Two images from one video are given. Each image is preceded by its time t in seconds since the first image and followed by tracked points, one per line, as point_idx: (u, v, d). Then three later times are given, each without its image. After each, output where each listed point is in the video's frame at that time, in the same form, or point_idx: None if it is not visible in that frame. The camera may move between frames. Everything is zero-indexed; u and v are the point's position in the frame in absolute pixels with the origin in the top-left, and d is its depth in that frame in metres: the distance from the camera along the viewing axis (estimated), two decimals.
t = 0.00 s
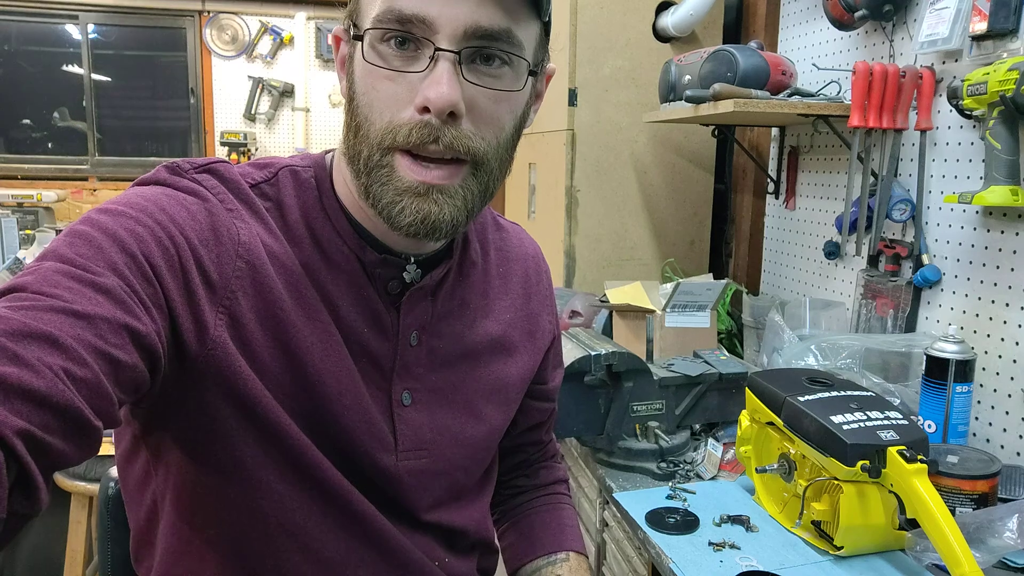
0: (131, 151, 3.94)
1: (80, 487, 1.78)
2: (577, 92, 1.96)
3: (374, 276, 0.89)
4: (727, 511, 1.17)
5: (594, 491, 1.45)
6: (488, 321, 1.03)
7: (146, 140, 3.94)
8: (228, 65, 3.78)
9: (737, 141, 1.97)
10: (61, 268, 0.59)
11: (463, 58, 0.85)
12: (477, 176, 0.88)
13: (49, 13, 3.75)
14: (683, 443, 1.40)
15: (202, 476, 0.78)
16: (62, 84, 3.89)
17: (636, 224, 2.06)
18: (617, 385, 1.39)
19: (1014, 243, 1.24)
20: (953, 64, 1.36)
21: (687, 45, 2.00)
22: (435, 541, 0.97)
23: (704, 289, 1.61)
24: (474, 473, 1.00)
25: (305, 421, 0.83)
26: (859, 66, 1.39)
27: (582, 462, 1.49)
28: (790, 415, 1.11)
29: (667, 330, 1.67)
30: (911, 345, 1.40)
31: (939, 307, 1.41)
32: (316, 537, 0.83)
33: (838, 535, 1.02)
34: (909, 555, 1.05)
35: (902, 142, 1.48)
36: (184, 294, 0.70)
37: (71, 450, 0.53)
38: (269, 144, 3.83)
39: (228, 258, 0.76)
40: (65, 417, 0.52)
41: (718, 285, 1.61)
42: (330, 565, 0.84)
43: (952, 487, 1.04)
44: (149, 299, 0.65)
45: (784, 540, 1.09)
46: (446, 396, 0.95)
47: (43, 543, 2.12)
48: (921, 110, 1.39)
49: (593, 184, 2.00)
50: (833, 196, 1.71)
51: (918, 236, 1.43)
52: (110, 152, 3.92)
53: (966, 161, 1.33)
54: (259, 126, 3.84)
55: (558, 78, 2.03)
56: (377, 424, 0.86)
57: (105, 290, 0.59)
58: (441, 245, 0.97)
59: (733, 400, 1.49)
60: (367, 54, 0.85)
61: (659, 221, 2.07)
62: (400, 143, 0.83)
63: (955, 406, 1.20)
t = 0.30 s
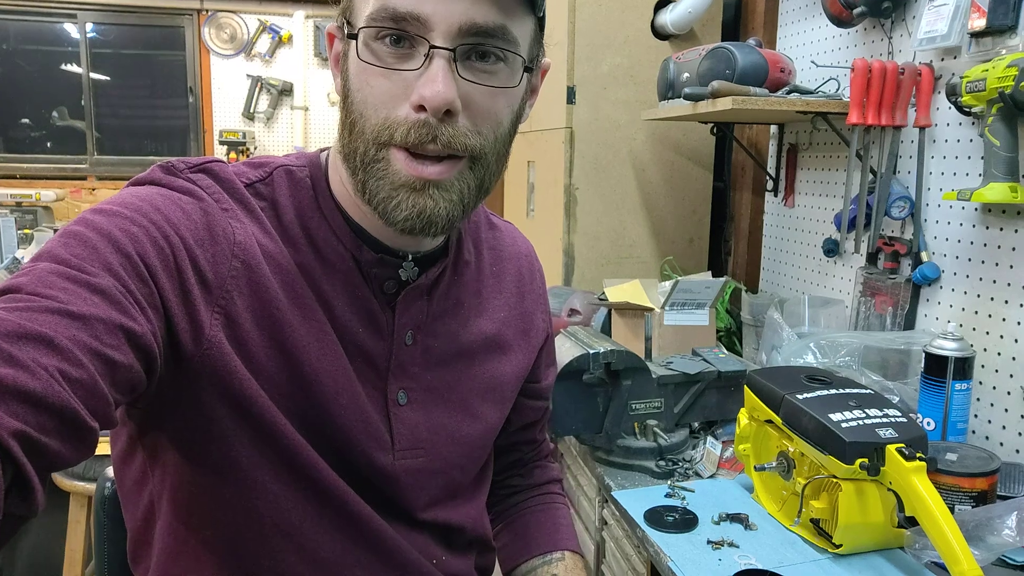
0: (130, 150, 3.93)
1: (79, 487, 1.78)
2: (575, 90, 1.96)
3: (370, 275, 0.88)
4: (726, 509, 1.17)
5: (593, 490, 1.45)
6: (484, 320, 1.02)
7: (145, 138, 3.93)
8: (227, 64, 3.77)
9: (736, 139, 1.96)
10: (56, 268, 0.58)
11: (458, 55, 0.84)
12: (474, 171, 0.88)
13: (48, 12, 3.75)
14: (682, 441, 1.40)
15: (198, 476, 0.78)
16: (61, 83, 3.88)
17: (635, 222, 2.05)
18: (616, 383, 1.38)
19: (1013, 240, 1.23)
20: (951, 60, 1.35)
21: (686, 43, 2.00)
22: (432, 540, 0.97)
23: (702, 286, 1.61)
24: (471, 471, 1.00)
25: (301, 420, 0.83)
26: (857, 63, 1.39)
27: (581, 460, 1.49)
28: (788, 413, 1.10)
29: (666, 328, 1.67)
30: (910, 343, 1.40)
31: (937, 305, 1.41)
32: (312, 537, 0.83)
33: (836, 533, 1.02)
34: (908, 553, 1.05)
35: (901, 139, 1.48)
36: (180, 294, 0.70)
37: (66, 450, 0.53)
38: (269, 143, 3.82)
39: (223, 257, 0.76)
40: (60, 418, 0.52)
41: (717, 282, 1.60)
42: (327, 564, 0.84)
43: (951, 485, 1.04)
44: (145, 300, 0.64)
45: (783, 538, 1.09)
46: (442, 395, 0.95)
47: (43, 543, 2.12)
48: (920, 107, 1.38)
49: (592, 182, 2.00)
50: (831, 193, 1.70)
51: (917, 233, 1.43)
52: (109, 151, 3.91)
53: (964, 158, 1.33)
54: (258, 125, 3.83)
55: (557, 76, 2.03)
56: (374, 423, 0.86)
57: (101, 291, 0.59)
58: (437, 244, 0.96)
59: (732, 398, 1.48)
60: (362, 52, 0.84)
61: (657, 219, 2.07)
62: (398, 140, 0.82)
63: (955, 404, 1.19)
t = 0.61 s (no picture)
0: (130, 147, 3.93)
1: (77, 485, 1.78)
2: (576, 89, 1.96)
3: (370, 274, 0.88)
4: (725, 510, 1.17)
5: (592, 489, 1.45)
6: (483, 319, 1.02)
7: (145, 136, 3.93)
8: (227, 61, 3.77)
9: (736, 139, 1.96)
10: (56, 268, 0.58)
11: (459, 54, 0.84)
12: (476, 167, 0.88)
13: (48, 9, 3.74)
14: (681, 441, 1.40)
15: (198, 476, 0.78)
16: (61, 80, 3.87)
17: (635, 222, 2.05)
18: (615, 382, 1.38)
19: (1013, 241, 1.23)
20: (952, 61, 1.35)
21: (687, 42, 1.99)
22: (431, 539, 0.97)
23: (703, 286, 1.61)
24: (470, 471, 0.99)
25: (301, 419, 0.83)
26: (858, 63, 1.39)
27: (580, 460, 1.49)
28: (788, 414, 1.10)
29: (666, 328, 1.67)
30: (910, 343, 1.40)
31: (937, 306, 1.41)
32: (311, 536, 0.83)
33: (836, 534, 1.02)
34: (907, 553, 1.04)
35: (901, 139, 1.48)
36: (180, 294, 0.70)
37: (67, 450, 0.53)
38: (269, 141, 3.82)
39: (224, 257, 0.75)
40: (61, 417, 0.52)
41: (717, 282, 1.61)
42: (326, 563, 0.84)
43: (950, 486, 1.04)
44: (145, 299, 0.64)
45: (782, 538, 1.09)
46: (441, 394, 0.95)
47: (41, 541, 2.12)
48: (921, 109, 1.38)
49: (592, 181, 2.00)
50: (832, 193, 1.70)
51: (917, 234, 1.43)
52: (108, 148, 3.91)
53: (965, 159, 1.33)
54: (258, 122, 3.83)
55: (557, 75, 2.02)
56: (372, 422, 0.86)
57: (101, 290, 0.59)
58: (438, 243, 0.96)
59: (732, 398, 1.48)
60: (362, 51, 0.84)
61: (658, 218, 2.07)
62: (398, 137, 0.82)
63: (954, 405, 1.19)
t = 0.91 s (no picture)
0: (130, 145, 3.93)
1: (77, 484, 1.78)
2: (576, 88, 1.95)
3: (371, 273, 0.88)
4: (725, 509, 1.17)
5: (593, 489, 1.45)
6: (483, 319, 1.02)
7: (145, 134, 3.93)
8: (227, 59, 3.76)
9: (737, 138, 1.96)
10: (55, 267, 0.58)
11: (462, 53, 0.84)
12: (477, 169, 0.88)
13: (48, 6, 3.74)
14: (682, 440, 1.40)
15: (197, 475, 0.78)
16: (61, 78, 3.87)
17: (636, 221, 2.05)
18: (616, 381, 1.38)
19: (1014, 241, 1.23)
20: (954, 61, 1.35)
21: (687, 41, 1.99)
22: (430, 538, 0.97)
23: (704, 285, 1.64)
24: (470, 470, 0.99)
25: (300, 419, 0.83)
26: (859, 62, 1.38)
27: (580, 459, 1.49)
28: (789, 413, 1.10)
29: (666, 327, 1.66)
30: (910, 343, 1.40)
31: (938, 305, 1.41)
32: (310, 536, 0.83)
33: (836, 534, 1.02)
34: (907, 553, 1.04)
35: (902, 139, 1.47)
36: (179, 293, 0.69)
37: (65, 450, 0.53)
38: (269, 139, 3.81)
39: (223, 256, 0.75)
40: (59, 417, 0.52)
41: (717, 282, 1.63)
42: (325, 563, 0.84)
43: (951, 486, 1.03)
44: (144, 299, 0.64)
45: (783, 538, 1.09)
46: (441, 394, 0.95)
47: (41, 540, 2.12)
48: (922, 108, 1.38)
49: (592, 180, 2.00)
50: (833, 193, 1.70)
51: (918, 234, 1.43)
52: (108, 146, 3.91)
53: (966, 159, 1.33)
54: (258, 120, 3.82)
55: (558, 73, 2.02)
56: (372, 421, 0.86)
57: (99, 290, 0.58)
58: (439, 243, 0.96)
59: (732, 398, 1.48)
60: (365, 50, 0.84)
61: (658, 217, 2.06)
62: (402, 138, 0.82)
63: (955, 405, 1.19)
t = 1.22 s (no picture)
0: (129, 144, 3.92)
1: (77, 483, 1.77)
2: (575, 86, 1.95)
3: (369, 273, 0.88)
4: (724, 508, 1.17)
5: (592, 487, 1.45)
6: (481, 318, 1.02)
7: (144, 133, 3.92)
8: (226, 58, 3.76)
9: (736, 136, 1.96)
10: (53, 266, 0.58)
11: (462, 53, 0.83)
12: (478, 165, 0.87)
13: (47, 6, 3.73)
14: (682, 438, 1.40)
15: (196, 474, 0.77)
16: (60, 77, 3.87)
17: (635, 219, 2.05)
18: (615, 380, 1.38)
19: (1014, 239, 1.23)
20: (953, 58, 1.35)
21: (687, 39, 1.99)
22: (429, 537, 0.97)
23: (703, 285, 1.61)
24: (468, 469, 0.99)
25: (299, 418, 0.83)
26: (859, 60, 1.38)
27: (580, 458, 1.49)
28: (788, 412, 1.10)
29: (665, 326, 1.66)
30: (910, 341, 1.39)
31: (938, 303, 1.40)
32: (309, 535, 0.83)
33: (835, 532, 1.02)
34: (906, 552, 1.04)
35: (901, 137, 1.47)
36: (178, 292, 0.69)
37: (64, 449, 0.52)
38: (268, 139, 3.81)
39: (222, 255, 0.75)
40: (58, 415, 0.51)
41: (716, 281, 1.63)
42: (324, 562, 0.84)
43: (951, 485, 1.03)
44: (143, 297, 0.64)
45: (782, 537, 1.08)
46: (439, 392, 0.94)
47: (41, 540, 2.12)
48: (921, 106, 1.38)
49: (592, 179, 2.00)
50: (832, 191, 1.70)
51: (918, 232, 1.43)
52: (107, 145, 3.90)
53: (965, 157, 1.33)
54: (257, 120, 3.82)
55: (557, 72, 2.02)
56: (370, 420, 0.86)
57: (98, 289, 0.58)
58: (438, 242, 0.96)
59: (731, 396, 1.48)
60: (364, 49, 0.84)
61: (657, 216, 2.06)
62: (402, 135, 0.82)
63: (954, 404, 1.19)
